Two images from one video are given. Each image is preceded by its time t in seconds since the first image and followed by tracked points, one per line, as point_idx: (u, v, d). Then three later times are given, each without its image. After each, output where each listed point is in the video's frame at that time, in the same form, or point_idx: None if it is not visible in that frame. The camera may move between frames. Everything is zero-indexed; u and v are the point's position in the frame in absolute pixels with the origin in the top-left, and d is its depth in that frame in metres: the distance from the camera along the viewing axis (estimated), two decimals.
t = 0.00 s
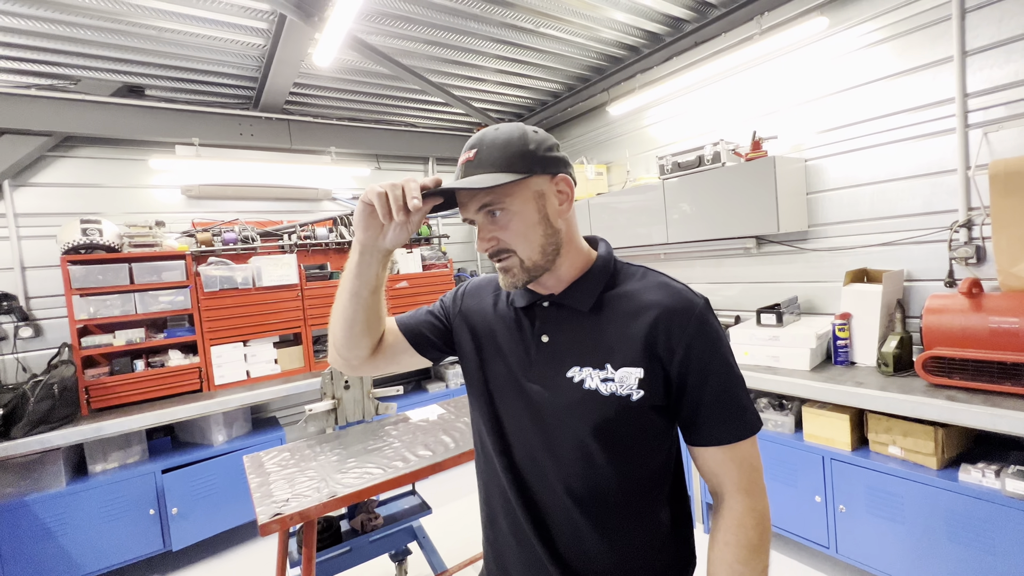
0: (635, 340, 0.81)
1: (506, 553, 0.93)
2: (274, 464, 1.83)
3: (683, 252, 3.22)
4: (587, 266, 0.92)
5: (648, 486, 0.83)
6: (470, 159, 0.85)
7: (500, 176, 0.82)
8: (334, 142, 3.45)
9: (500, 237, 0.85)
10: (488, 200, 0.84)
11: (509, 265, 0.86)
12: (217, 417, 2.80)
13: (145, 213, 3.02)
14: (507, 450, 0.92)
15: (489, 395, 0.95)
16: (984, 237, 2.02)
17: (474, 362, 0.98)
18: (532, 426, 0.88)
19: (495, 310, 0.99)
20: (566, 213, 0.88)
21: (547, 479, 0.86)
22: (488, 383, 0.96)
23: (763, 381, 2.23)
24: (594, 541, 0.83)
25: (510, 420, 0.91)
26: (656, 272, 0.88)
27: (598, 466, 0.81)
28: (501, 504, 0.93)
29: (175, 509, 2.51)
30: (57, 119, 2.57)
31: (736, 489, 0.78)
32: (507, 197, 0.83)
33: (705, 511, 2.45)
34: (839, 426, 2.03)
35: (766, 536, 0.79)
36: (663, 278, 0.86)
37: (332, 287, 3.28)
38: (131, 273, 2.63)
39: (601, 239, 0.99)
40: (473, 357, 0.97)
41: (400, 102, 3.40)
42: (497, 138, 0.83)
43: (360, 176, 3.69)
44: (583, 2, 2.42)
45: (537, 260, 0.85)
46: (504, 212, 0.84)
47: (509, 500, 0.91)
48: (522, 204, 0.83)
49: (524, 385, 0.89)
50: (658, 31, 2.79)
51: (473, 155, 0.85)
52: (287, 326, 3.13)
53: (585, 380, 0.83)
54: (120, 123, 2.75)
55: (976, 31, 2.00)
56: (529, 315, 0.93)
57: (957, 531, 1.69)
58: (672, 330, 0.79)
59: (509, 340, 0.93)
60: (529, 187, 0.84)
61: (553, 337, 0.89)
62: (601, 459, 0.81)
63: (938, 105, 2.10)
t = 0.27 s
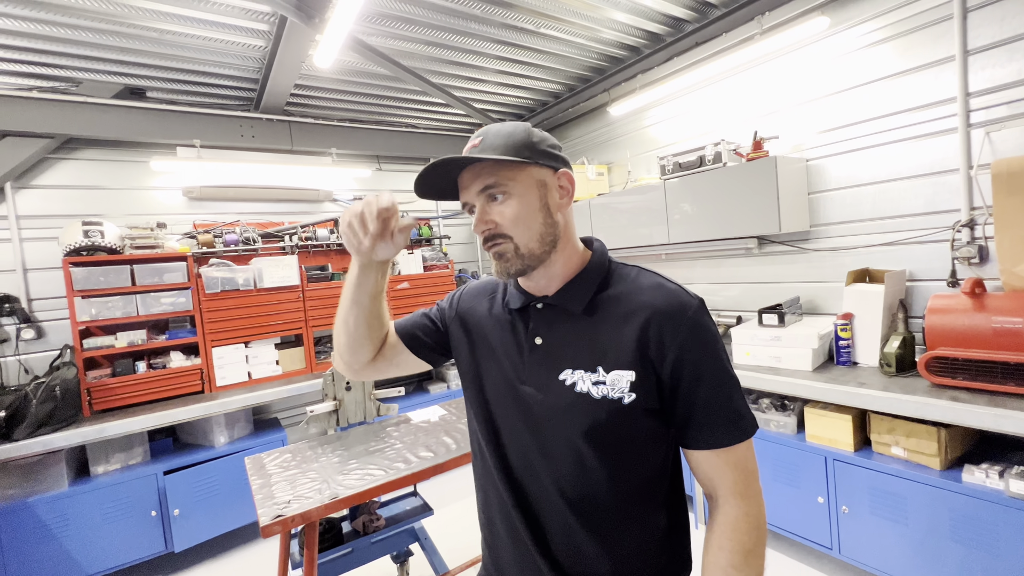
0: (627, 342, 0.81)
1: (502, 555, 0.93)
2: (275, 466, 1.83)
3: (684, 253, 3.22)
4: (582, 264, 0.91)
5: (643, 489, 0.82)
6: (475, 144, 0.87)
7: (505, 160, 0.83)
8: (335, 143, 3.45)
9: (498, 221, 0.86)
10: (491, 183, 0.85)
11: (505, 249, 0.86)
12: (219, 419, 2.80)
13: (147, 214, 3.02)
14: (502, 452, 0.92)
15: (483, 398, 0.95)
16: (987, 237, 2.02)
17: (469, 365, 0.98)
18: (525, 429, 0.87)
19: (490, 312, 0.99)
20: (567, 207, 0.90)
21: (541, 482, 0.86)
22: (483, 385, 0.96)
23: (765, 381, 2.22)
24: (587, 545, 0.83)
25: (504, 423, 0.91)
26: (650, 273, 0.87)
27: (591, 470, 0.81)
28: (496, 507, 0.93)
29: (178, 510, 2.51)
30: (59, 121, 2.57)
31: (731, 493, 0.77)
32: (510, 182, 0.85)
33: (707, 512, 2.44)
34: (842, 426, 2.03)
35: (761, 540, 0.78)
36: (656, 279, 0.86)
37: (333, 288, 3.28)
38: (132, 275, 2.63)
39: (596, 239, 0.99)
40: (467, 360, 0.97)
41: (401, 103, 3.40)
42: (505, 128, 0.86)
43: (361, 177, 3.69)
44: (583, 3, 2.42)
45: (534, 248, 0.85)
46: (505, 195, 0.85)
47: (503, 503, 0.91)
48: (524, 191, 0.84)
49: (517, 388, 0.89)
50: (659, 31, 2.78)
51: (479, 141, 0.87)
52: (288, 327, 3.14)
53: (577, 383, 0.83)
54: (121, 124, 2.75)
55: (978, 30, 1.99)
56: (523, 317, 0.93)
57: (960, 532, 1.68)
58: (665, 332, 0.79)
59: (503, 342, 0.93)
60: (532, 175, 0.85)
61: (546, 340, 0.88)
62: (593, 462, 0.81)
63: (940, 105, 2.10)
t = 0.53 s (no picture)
0: (610, 344, 0.81)
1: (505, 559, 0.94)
2: (277, 467, 1.84)
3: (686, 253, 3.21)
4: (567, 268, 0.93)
5: (636, 492, 0.82)
6: (474, 145, 0.86)
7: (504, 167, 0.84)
8: (337, 144, 3.46)
9: (491, 226, 0.87)
10: (487, 188, 0.86)
11: (496, 256, 0.87)
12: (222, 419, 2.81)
13: (150, 216, 3.03)
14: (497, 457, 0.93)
15: (476, 405, 0.96)
16: (990, 237, 2.02)
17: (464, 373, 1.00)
18: (515, 434, 0.88)
19: (483, 319, 1.00)
20: (558, 217, 0.92)
21: (533, 486, 0.87)
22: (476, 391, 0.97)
23: (767, 382, 2.22)
24: (581, 548, 0.83)
25: (496, 429, 0.92)
26: (637, 272, 0.86)
27: (579, 474, 0.81)
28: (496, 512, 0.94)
29: (180, 510, 2.52)
30: (62, 123, 2.58)
31: (719, 494, 0.77)
32: (506, 189, 0.86)
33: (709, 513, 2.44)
34: (844, 427, 2.02)
35: (752, 543, 0.77)
36: (640, 277, 0.85)
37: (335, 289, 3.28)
38: (135, 276, 2.64)
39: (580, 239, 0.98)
40: (462, 368, 0.99)
41: (402, 104, 3.41)
42: (505, 131, 0.86)
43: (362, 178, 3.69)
44: (584, 3, 2.42)
45: (524, 256, 0.87)
46: (501, 202, 0.86)
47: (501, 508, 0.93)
48: (520, 199, 0.86)
49: (507, 393, 0.90)
50: (660, 31, 2.78)
51: (477, 142, 0.86)
52: (290, 328, 3.15)
53: (562, 387, 0.83)
54: (124, 127, 2.76)
55: (980, 29, 1.99)
56: (513, 323, 0.94)
57: (963, 532, 1.68)
58: (646, 332, 0.78)
59: (494, 349, 0.94)
60: (528, 183, 0.87)
61: (534, 345, 0.89)
62: (581, 466, 0.81)
63: (941, 105, 2.10)
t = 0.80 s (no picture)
0: (606, 343, 0.81)
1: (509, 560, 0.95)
2: (280, 466, 1.84)
3: (689, 253, 3.20)
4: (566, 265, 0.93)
5: (636, 492, 0.82)
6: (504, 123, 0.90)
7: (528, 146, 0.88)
8: (340, 144, 3.46)
9: (503, 199, 0.89)
10: (508, 163, 0.89)
11: (501, 228, 0.88)
12: (224, 419, 2.81)
13: (153, 217, 3.04)
14: (497, 459, 0.93)
15: (475, 407, 0.96)
16: (995, 236, 1.99)
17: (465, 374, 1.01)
18: (514, 435, 0.88)
19: (483, 320, 1.00)
20: (567, 215, 0.94)
21: (534, 487, 0.87)
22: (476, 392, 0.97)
23: (771, 382, 2.21)
24: (581, 549, 0.83)
25: (495, 430, 0.92)
26: (635, 271, 0.86)
27: (577, 474, 0.81)
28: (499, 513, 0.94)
29: (183, 510, 2.53)
30: (66, 124, 2.59)
31: (716, 496, 0.76)
32: (525, 169, 0.89)
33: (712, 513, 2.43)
34: (848, 427, 2.01)
35: (750, 547, 0.76)
36: (637, 276, 0.85)
37: (338, 290, 3.27)
38: (139, 277, 2.65)
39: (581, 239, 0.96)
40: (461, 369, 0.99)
41: (404, 105, 3.41)
42: (534, 121, 0.91)
43: (365, 178, 3.69)
44: (586, 3, 2.42)
45: (528, 235, 0.88)
46: (517, 179, 0.89)
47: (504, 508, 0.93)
48: (535, 181, 0.89)
49: (505, 394, 0.89)
50: (662, 30, 2.78)
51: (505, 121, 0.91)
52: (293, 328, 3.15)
53: (560, 387, 0.83)
54: (128, 127, 2.77)
55: (985, 27, 1.98)
56: (512, 322, 0.93)
57: (967, 533, 1.67)
58: (642, 331, 0.78)
59: (492, 350, 0.94)
60: (546, 171, 0.91)
61: (532, 345, 0.88)
62: (580, 466, 0.81)
63: (946, 103, 2.08)
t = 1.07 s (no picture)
0: (615, 345, 0.81)
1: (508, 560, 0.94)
2: (283, 466, 1.84)
3: (691, 253, 3.20)
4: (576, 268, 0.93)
5: (639, 494, 0.81)
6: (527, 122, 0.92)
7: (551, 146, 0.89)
8: (342, 145, 3.46)
9: (521, 197, 0.89)
10: (529, 163, 0.90)
11: (517, 226, 0.88)
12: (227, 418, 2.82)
13: (156, 217, 3.05)
14: (501, 457, 0.93)
15: (479, 405, 0.96)
16: (999, 236, 1.99)
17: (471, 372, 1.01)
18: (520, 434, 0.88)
19: (490, 319, 1.00)
20: (581, 218, 0.96)
21: (537, 487, 0.86)
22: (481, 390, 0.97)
23: (773, 382, 2.20)
24: (581, 550, 0.82)
25: (500, 428, 0.92)
26: (644, 274, 0.86)
27: (582, 474, 0.81)
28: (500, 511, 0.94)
29: (187, 509, 2.54)
30: (70, 125, 2.60)
31: (722, 501, 0.77)
32: (545, 170, 0.90)
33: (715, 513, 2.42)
34: (851, 427, 2.00)
35: (755, 550, 0.77)
36: (646, 279, 0.85)
37: (341, 290, 3.28)
38: (142, 276, 2.66)
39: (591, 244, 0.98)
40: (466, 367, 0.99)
41: (407, 105, 3.42)
42: (557, 124, 0.93)
43: (367, 178, 3.70)
44: (589, 3, 2.42)
45: (545, 235, 0.89)
46: (537, 179, 0.90)
47: (504, 507, 0.93)
48: (555, 183, 0.90)
49: (511, 393, 0.89)
50: (664, 30, 2.78)
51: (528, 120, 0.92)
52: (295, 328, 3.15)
53: (567, 388, 0.83)
54: (130, 128, 2.77)
55: (988, 26, 1.97)
56: (519, 322, 0.93)
57: (971, 534, 1.66)
58: (651, 333, 0.78)
59: (498, 349, 0.94)
60: (565, 174, 0.92)
61: (539, 344, 0.88)
62: (584, 466, 0.81)
63: (949, 103, 2.08)
